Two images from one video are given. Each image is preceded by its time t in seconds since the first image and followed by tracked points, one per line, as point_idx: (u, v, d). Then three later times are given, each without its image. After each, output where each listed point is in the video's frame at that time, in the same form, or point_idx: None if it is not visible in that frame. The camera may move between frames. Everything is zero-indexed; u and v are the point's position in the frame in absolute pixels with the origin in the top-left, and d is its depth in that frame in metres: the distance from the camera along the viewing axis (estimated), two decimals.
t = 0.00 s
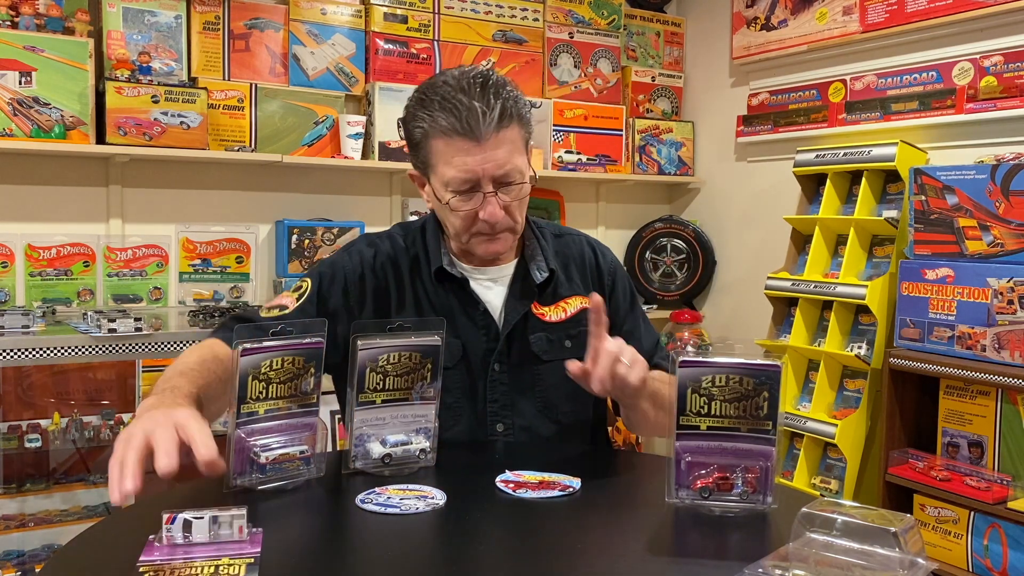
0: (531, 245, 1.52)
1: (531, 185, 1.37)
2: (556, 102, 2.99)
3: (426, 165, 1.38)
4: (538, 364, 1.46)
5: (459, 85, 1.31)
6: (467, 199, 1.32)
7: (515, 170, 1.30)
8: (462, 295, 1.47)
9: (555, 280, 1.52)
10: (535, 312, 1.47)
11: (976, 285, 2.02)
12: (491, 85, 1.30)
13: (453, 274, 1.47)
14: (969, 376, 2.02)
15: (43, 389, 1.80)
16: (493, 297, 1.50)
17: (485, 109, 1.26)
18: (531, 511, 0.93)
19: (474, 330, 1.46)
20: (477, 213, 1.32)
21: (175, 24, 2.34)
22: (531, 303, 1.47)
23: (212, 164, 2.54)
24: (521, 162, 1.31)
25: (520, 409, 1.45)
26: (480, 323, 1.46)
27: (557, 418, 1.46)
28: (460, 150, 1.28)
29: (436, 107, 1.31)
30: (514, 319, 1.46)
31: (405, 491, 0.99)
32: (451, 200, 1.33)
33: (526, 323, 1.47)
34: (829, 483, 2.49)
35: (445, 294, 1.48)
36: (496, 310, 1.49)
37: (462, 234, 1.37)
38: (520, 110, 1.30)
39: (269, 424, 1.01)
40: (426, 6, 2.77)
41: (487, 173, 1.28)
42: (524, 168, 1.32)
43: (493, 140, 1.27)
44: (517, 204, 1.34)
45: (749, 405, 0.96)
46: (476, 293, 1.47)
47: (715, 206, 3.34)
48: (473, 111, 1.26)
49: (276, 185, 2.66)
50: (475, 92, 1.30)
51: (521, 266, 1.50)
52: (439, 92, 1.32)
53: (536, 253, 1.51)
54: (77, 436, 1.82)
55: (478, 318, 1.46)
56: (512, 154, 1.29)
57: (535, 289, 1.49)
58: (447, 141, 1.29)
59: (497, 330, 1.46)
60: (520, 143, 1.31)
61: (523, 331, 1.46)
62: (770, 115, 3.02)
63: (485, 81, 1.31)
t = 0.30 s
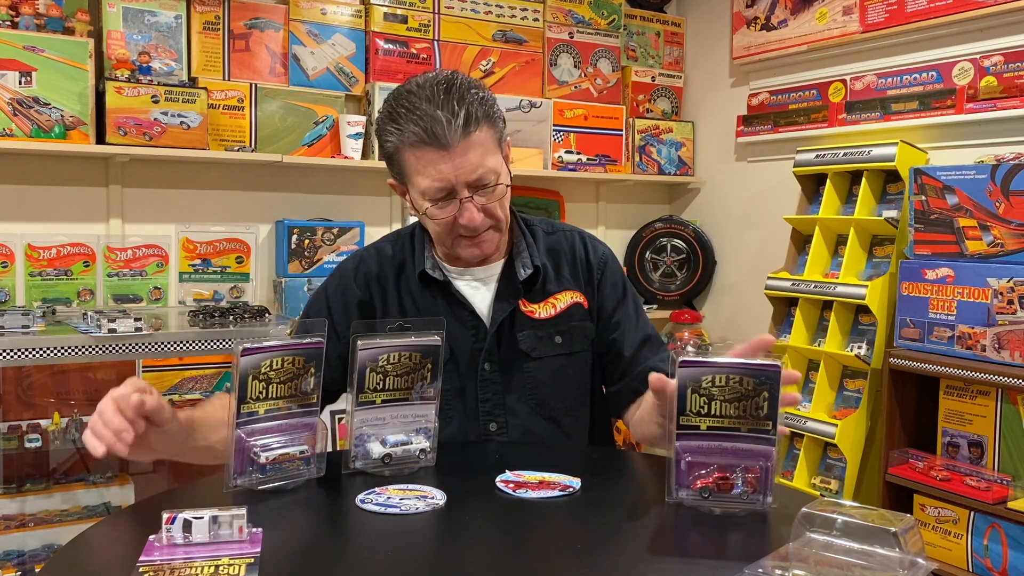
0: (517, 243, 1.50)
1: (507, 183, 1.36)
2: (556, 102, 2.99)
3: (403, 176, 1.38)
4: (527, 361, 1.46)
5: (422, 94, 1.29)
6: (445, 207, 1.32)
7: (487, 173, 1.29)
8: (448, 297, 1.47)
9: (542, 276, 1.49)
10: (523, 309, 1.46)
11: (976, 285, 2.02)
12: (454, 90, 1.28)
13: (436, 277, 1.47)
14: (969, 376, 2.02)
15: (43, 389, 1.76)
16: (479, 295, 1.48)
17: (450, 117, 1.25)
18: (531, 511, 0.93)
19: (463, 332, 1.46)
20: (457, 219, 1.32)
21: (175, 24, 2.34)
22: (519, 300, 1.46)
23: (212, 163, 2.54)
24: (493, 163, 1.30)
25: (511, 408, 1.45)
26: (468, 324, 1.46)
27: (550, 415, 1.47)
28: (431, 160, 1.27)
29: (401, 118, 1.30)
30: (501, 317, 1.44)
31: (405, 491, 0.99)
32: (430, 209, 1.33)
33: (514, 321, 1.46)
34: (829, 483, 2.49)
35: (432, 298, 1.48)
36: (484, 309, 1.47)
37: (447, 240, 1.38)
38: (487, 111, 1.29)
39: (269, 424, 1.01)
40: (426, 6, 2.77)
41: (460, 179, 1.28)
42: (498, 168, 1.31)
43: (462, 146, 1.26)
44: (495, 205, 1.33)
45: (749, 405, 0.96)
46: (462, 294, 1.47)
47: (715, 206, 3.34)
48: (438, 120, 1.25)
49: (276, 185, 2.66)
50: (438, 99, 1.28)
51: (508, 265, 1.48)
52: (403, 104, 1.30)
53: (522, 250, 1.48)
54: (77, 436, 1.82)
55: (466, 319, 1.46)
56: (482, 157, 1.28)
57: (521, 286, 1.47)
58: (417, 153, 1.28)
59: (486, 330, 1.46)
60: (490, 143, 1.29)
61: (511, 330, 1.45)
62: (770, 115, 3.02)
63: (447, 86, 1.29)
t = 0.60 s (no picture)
0: (509, 237, 1.50)
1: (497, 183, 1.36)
2: (556, 102, 2.99)
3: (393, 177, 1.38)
4: (518, 354, 1.46)
5: (409, 97, 1.29)
6: (434, 208, 1.32)
7: (475, 176, 1.29)
8: (438, 294, 1.47)
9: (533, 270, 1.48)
10: (514, 302, 1.46)
11: (976, 285, 2.02)
12: (441, 92, 1.28)
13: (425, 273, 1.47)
14: (969, 376, 2.02)
15: (43, 389, 1.78)
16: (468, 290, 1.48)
17: (436, 121, 1.25)
18: (531, 511, 0.93)
19: (453, 326, 1.46)
20: (446, 220, 1.33)
21: (175, 24, 2.34)
22: (510, 294, 1.46)
23: (213, 163, 2.54)
24: (481, 166, 1.29)
25: (503, 401, 1.46)
26: (459, 318, 1.45)
27: (543, 408, 1.47)
28: (418, 164, 1.27)
29: (389, 121, 1.29)
30: (491, 310, 1.44)
31: (405, 491, 0.99)
32: (420, 211, 1.34)
33: (505, 315, 1.46)
34: (829, 483, 2.49)
35: (423, 296, 1.48)
36: (474, 304, 1.47)
37: (438, 239, 1.39)
38: (475, 113, 1.28)
39: (269, 425, 1.01)
40: (426, 6, 2.77)
41: (448, 182, 1.28)
42: (486, 170, 1.31)
43: (449, 149, 1.26)
44: (484, 206, 1.34)
45: (749, 405, 0.96)
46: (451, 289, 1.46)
47: (715, 206, 3.34)
48: (424, 124, 1.25)
49: (277, 185, 2.66)
50: (426, 102, 1.27)
51: (498, 260, 1.48)
52: (390, 106, 1.30)
53: (513, 244, 1.48)
54: (76, 436, 1.84)
55: (457, 315, 1.46)
56: (470, 160, 1.27)
57: (511, 280, 1.47)
58: (404, 156, 1.28)
59: (476, 324, 1.45)
60: (479, 146, 1.29)
61: (502, 324, 1.46)
62: (770, 115, 3.02)
63: (434, 89, 1.29)
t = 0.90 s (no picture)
0: (506, 235, 1.51)
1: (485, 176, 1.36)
2: (556, 102, 2.99)
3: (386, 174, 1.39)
4: (512, 350, 1.45)
5: (396, 93, 1.30)
6: (421, 200, 1.32)
7: (460, 167, 1.28)
8: (435, 289, 1.48)
9: (529, 267, 1.49)
10: (509, 297, 1.47)
11: (976, 285, 2.02)
12: (427, 88, 1.29)
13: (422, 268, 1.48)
14: (969, 376, 2.02)
15: (43, 389, 1.78)
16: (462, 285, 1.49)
17: (420, 114, 1.26)
18: (531, 511, 0.93)
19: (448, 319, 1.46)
20: (433, 212, 1.33)
21: (175, 24, 2.34)
22: (506, 290, 1.47)
23: (213, 164, 2.54)
24: (466, 157, 1.29)
25: (495, 393, 1.45)
26: (454, 312, 1.46)
27: (533, 404, 1.46)
28: (404, 157, 1.28)
29: (377, 118, 1.31)
30: (485, 302, 1.45)
31: (405, 491, 0.99)
32: (409, 204, 1.34)
33: (499, 308, 1.46)
34: (829, 483, 2.48)
35: (421, 292, 1.49)
36: (469, 298, 1.48)
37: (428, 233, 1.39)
38: (460, 107, 1.29)
39: (269, 424, 1.01)
40: (426, 6, 2.77)
41: (432, 173, 1.28)
42: (473, 162, 1.31)
43: (434, 141, 1.27)
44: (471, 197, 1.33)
45: (738, 375, 0.96)
46: (448, 284, 1.47)
47: (715, 206, 3.34)
48: (408, 117, 1.26)
49: (277, 185, 2.66)
50: (412, 97, 1.29)
51: (494, 257, 1.49)
52: (379, 103, 1.32)
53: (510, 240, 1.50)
54: (77, 436, 1.81)
55: (452, 309, 1.46)
56: (454, 151, 1.28)
57: (506, 276, 1.48)
58: (392, 150, 1.30)
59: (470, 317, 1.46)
60: (465, 140, 1.30)
61: (496, 318, 1.46)
62: (770, 115, 3.02)
63: (421, 85, 1.30)
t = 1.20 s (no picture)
0: (516, 235, 1.52)
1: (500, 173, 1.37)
2: (556, 102, 2.99)
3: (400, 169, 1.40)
4: (522, 347, 1.46)
5: (415, 88, 1.31)
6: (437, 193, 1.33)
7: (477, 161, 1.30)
8: (446, 285, 1.48)
9: (541, 268, 1.50)
10: (520, 296, 1.47)
11: (976, 285, 2.02)
12: (446, 84, 1.30)
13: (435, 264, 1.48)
14: (969, 376, 2.02)
15: (43, 389, 1.77)
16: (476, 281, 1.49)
17: (440, 107, 1.27)
18: (530, 511, 0.93)
19: (457, 315, 1.46)
20: (448, 205, 1.33)
21: (175, 24, 2.34)
22: (517, 287, 1.47)
23: (213, 164, 2.54)
24: (483, 152, 1.31)
25: (501, 387, 1.45)
26: (464, 307, 1.46)
27: (541, 401, 1.46)
28: (422, 149, 1.29)
29: (395, 112, 1.32)
30: (499, 297, 1.45)
31: (405, 491, 0.99)
32: (423, 196, 1.34)
33: (511, 305, 1.47)
34: (829, 483, 2.48)
35: (431, 289, 1.48)
36: (480, 293, 1.48)
37: (441, 227, 1.38)
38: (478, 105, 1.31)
39: (269, 425, 1.01)
40: (426, 7, 2.77)
41: (450, 166, 1.29)
42: (489, 157, 1.32)
43: (453, 134, 1.28)
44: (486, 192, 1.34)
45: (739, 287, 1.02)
46: (459, 280, 1.48)
47: (715, 206, 3.34)
48: (429, 110, 1.27)
49: (276, 185, 2.66)
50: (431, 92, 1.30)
51: (504, 256, 1.49)
52: (397, 98, 1.33)
53: (522, 240, 1.50)
54: (77, 436, 1.83)
55: (463, 303, 1.46)
56: (472, 145, 1.29)
57: (517, 275, 1.48)
58: (409, 143, 1.30)
59: (481, 313, 1.46)
60: (483, 136, 1.31)
61: (507, 315, 1.46)
62: (770, 115, 3.02)
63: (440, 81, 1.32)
